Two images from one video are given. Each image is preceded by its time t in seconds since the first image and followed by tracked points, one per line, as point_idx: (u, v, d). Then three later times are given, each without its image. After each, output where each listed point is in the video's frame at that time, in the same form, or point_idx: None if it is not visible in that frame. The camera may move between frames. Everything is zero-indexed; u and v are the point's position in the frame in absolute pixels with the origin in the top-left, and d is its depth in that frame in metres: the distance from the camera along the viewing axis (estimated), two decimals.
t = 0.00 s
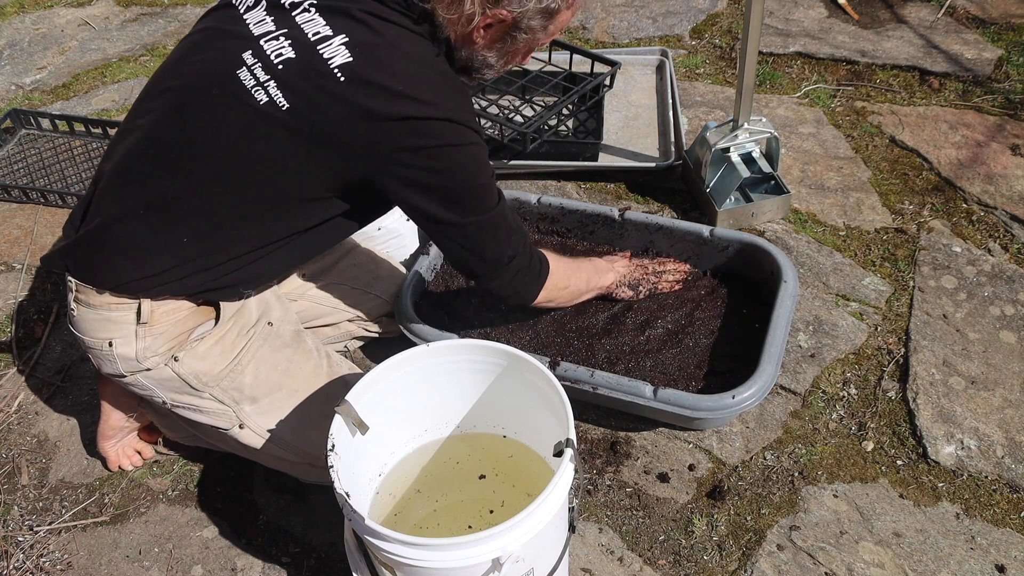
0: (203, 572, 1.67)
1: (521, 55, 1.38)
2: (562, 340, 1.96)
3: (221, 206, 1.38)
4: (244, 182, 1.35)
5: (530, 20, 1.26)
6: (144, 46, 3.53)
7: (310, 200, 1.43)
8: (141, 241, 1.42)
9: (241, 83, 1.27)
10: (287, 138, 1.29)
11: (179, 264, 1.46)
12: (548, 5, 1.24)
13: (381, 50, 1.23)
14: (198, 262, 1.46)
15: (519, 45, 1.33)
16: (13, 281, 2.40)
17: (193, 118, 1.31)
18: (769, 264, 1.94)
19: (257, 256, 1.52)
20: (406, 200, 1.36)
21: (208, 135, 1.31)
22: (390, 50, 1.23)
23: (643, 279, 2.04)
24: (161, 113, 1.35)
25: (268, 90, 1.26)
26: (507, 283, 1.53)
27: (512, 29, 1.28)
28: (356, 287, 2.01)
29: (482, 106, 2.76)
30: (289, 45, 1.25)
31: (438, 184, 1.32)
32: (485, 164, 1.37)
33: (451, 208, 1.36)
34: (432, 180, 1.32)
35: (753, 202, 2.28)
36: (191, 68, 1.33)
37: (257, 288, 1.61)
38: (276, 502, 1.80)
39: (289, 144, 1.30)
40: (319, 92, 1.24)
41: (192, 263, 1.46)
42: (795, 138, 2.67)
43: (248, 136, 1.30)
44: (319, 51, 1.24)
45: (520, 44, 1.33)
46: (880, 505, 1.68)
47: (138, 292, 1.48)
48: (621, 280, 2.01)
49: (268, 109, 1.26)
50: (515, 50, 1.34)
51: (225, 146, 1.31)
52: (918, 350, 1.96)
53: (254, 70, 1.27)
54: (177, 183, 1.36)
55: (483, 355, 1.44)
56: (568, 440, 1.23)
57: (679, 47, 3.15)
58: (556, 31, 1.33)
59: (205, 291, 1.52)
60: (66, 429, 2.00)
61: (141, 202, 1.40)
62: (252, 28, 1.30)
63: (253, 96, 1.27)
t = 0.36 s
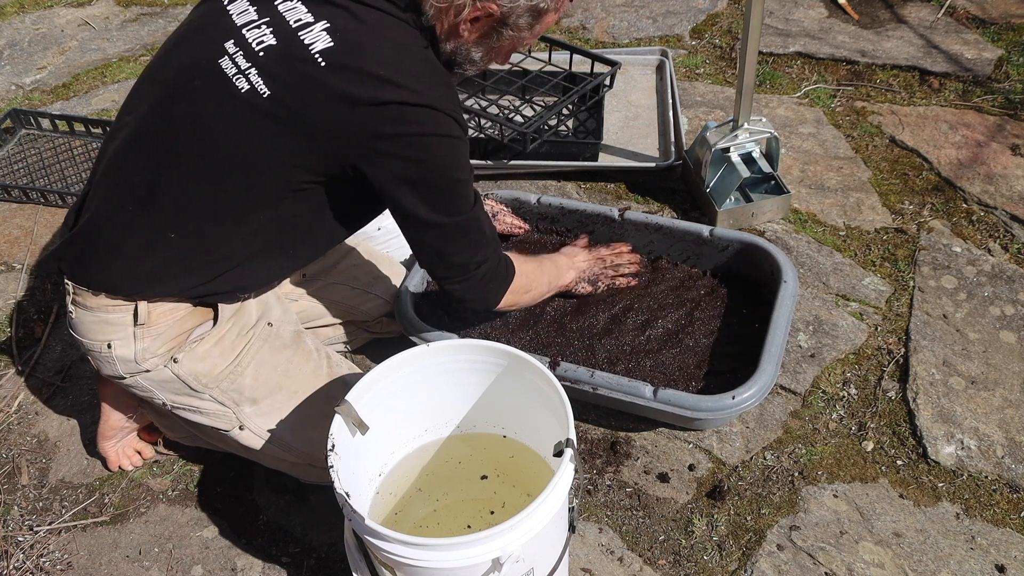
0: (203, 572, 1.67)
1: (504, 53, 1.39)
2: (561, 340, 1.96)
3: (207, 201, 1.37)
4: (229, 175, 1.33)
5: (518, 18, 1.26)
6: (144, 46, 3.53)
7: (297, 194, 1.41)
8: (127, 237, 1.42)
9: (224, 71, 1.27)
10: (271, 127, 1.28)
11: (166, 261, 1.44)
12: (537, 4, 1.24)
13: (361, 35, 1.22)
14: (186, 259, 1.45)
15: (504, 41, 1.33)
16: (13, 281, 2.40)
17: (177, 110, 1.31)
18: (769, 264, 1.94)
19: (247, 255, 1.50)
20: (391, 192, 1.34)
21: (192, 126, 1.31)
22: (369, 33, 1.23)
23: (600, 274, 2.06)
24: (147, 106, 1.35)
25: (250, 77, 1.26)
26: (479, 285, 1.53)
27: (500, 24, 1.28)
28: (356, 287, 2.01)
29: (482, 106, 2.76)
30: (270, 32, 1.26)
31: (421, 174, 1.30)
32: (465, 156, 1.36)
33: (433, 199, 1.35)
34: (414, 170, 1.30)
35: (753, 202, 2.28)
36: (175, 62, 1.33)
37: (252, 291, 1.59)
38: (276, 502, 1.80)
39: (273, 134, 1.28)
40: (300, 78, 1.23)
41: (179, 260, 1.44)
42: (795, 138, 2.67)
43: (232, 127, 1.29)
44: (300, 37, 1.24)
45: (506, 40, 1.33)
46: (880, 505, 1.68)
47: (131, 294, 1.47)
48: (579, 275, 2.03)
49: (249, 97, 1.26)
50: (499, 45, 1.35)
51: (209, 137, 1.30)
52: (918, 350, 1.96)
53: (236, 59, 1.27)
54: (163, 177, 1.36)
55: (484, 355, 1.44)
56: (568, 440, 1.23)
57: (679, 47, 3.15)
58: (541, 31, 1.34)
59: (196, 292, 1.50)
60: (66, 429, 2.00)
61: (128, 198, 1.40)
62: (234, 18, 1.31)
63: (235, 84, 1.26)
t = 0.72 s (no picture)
0: (203, 572, 1.67)
1: (492, 42, 1.37)
2: (561, 340, 1.96)
3: (188, 197, 1.35)
4: (209, 171, 1.32)
5: (503, 5, 1.26)
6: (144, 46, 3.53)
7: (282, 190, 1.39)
8: (115, 234, 1.42)
9: (201, 63, 1.27)
10: (250, 120, 1.26)
11: (150, 259, 1.42)
12: None
13: (338, 25, 1.21)
14: (168, 258, 1.42)
15: (490, 31, 1.32)
16: (13, 281, 2.40)
17: (157, 104, 1.30)
18: (769, 264, 1.94)
19: (232, 253, 1.48)
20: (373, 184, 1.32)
21: (171, 121, 1.30)
22: (346, 23, 1.21)
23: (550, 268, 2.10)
24: (129, 103, 1.35)
25: (227, 68, 1.24)
26: (466, 280, 1.54)
27: (484, 13, 1.28)
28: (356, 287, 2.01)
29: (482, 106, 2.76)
30: (248, 24, 1.25)
31: (403, 165, 1.29)
32: (446, 149, 1.34)
33: (417, 190, 1.35)
34: (395, 161, 1.29)
35: (753, 202, 2.28)
36: (155, 57, 1.33)
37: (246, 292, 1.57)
38: (276, 502, 1.80)
39: (252, 128, 1.27)
40: (276, 68, 1.22)
41: (162, 260, 1.42)
42: (795, 138, 2.67)
43: (209, 121, 1.27)
44: (277, 27, 1.22)
45: (491, 30, 1.32)
46: (880, 505, 1.68)
47: (123, 295, 1.47)
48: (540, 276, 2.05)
49: (225, 88, 1.25)
50: (485, 35, 1.33)
51: (188, 131, 1.29)
52: (918, 350, 1.96)
53: (213, 50, 1.26)
54: (145, 173, 1.35)
55: (484, 355, 1.44)
56: (568, 439, 1.23)
57: (679, 47, 3.15)
58: (525, 19, 1.34)
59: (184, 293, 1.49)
60: (66, 429, 2.00)
61: (114, 195, 1.40)
62: (212, 11, 1.30)
63: (212, 76, 1.25)
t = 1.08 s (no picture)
0: (203, 572, 1.67)
1: (486, 37, 1.37)
2: (561, 340, 1.96)
3: (184, 192, 1.34)
4: (206, 166, 1.30)
5: None
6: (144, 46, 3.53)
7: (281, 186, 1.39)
8: (113, 231, 1.41)
9: (196, 55, 1.27)
10: (246, 112, 1.25)
11: (148, 256, 1.42)
12: None
13: (335, 16, 1.21)
14: (166, 254, 1.41)
15: (485, 26, 1.31)
16: (13, 281, 2.40)
17: (153, 98, 1.30)
18: (769, 264, 1.94)
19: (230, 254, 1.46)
20: (373, 177, 1.32)
21: (167, 113, 1.29)
22: (343, 14, 1.22)
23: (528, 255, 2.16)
24: (125, 98, 1.35)
25: (222, 60, 1.24)
26: (470, 275, 1.55)
27: (479, 8, 1.27)
28: (356, 287, 2.01)
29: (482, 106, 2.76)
30: (244, 16, 1.25)
31: (403, 157, 1.29)
32: (445, 141, 1.34)
33: (416, 185, 1.35)
34: (395, 153, 1.29)
35: (753, 202, 2.28)
36: (152, 51, 1.33)
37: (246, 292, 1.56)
38: (276, 502, 1.80)
39: (249, 121, 1.26)
40: (272, 59, 1.22)
41: (160, 256, 1.41)
42: (795, 138, 2.67)
43: (205, 114, 1.27)
44: (274, 20, 1.23)
45: (486, 24, 1.31)
46: (880, 505, 1.68)
47: (123, 293, 1.46)
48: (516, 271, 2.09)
49: (221, 79, 1.24)
50: (480, 30, 1.32)
51: (183, 124, 1.28)
52: (918, 350, 1.96)
53: (209, 42, 1.26)
54: (142, 168, 1.34)
55: (483, 355, 1.44)
56: (568, 439, 1.23)
57: (679, 47, 3.15)
58: (520, 14, 1.33)
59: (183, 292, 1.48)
60: (67, 429, 2.00)
61: (112, 191, 1.39)
62: (209, 5, 1.31)
63: (208, 67, 1.25)
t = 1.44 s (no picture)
0: (203, 572, 1.67)
1: (483, 48, 1.36)
2: (561, 340, 1.96)
3: (179, 195, 1.34)
4: (201, 168, 1.30)
5: (497, 13, 1.25)
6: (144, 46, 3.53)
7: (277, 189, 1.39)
8: (110, 233, 1.42)
9: (192, 57, 1.27)
10: (240, 114, 1.25)
11: (145, 257, 1.42)
12: None
13: (331, 18, 1.21)
14: (161, 257, 1.41)
15: (482, 38, 1.31)
16: (13, 281, 2.40)
17: (149, 99, 1.30)
18: (769, 264, 1.94)
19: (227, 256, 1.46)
20: (368, 179, 1.32)
21: (163, 115, 1.29)
22: (338, 16, 1.21)
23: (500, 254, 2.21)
24: (122, 98, 1.35)
25: (218, 62, 1.24)
26: (465, 277, 1.57)
27: (478, 19, 1.26)
28: (355, 287, 2.01)
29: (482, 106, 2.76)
30: (240, 17, 1.25)
31: (397, 161, 1.29)
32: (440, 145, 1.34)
33: (411, 188, 1.35)
34: (389, 156, 1.29)
35: (753, 202, 2.28)
36: (148, 52, 1.33)
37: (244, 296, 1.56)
38: (276, 502, 1.80)
39: (244, 123, 1.26)
40: (268, 61, 1.21)
41: (156, 258, 1.42)
42: (795, 138, 2.67)
43: (200, 115, 1.26)
44: (270, 22, 1.22)
45: (483, 36, 1.31)
46: (880, 505, 1.68)
47: (120, 294, 1.47)
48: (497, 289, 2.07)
49: (216, 81, 1.24)
50: (477, 41, 1.32)
51: (179, 126, 1.28)
52: (919, 350, 1.96)
53: (204, 43, 1.26)
54: (137, 169, 1.34)
55: (483, 355, 1.44)
56: (568, 439, 1.23)
57: (679, 47, 3.15)
58: (518, 29, 1.33)
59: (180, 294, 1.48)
60: (66, 429, 2.00)
61: (108, 193, 1.39)
62: (205, 4, 1.30)
63: (203, 69, 1.25)
